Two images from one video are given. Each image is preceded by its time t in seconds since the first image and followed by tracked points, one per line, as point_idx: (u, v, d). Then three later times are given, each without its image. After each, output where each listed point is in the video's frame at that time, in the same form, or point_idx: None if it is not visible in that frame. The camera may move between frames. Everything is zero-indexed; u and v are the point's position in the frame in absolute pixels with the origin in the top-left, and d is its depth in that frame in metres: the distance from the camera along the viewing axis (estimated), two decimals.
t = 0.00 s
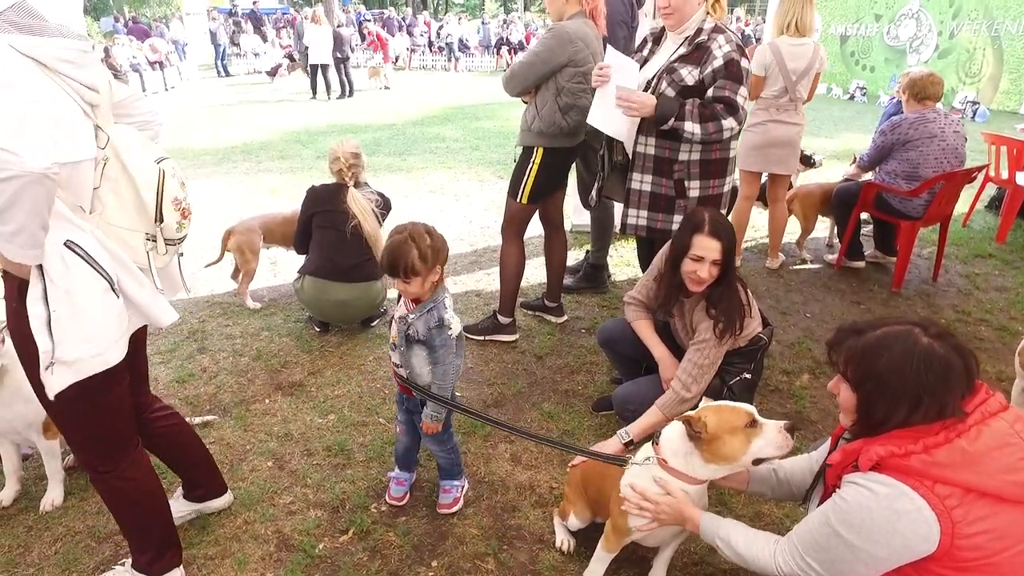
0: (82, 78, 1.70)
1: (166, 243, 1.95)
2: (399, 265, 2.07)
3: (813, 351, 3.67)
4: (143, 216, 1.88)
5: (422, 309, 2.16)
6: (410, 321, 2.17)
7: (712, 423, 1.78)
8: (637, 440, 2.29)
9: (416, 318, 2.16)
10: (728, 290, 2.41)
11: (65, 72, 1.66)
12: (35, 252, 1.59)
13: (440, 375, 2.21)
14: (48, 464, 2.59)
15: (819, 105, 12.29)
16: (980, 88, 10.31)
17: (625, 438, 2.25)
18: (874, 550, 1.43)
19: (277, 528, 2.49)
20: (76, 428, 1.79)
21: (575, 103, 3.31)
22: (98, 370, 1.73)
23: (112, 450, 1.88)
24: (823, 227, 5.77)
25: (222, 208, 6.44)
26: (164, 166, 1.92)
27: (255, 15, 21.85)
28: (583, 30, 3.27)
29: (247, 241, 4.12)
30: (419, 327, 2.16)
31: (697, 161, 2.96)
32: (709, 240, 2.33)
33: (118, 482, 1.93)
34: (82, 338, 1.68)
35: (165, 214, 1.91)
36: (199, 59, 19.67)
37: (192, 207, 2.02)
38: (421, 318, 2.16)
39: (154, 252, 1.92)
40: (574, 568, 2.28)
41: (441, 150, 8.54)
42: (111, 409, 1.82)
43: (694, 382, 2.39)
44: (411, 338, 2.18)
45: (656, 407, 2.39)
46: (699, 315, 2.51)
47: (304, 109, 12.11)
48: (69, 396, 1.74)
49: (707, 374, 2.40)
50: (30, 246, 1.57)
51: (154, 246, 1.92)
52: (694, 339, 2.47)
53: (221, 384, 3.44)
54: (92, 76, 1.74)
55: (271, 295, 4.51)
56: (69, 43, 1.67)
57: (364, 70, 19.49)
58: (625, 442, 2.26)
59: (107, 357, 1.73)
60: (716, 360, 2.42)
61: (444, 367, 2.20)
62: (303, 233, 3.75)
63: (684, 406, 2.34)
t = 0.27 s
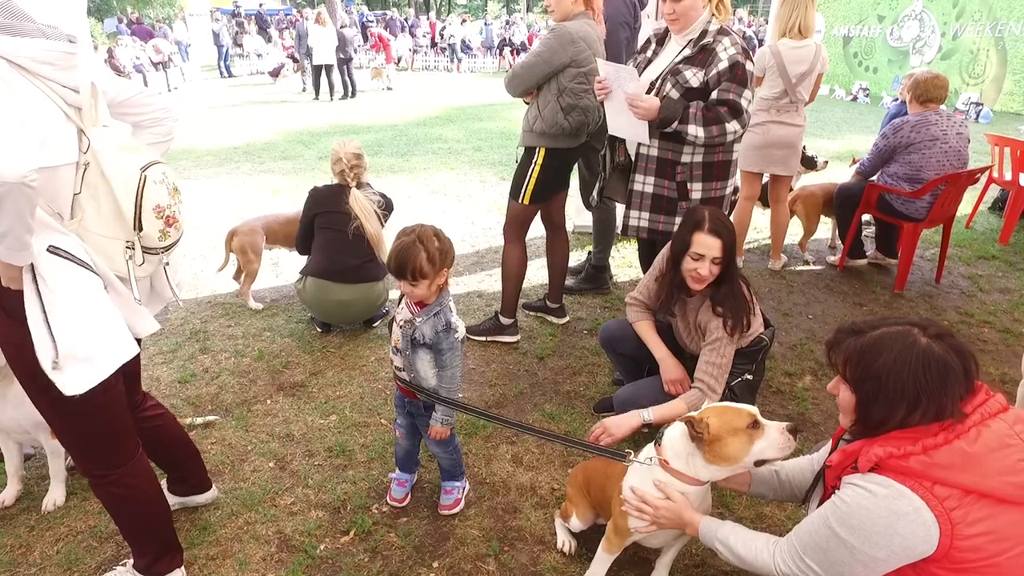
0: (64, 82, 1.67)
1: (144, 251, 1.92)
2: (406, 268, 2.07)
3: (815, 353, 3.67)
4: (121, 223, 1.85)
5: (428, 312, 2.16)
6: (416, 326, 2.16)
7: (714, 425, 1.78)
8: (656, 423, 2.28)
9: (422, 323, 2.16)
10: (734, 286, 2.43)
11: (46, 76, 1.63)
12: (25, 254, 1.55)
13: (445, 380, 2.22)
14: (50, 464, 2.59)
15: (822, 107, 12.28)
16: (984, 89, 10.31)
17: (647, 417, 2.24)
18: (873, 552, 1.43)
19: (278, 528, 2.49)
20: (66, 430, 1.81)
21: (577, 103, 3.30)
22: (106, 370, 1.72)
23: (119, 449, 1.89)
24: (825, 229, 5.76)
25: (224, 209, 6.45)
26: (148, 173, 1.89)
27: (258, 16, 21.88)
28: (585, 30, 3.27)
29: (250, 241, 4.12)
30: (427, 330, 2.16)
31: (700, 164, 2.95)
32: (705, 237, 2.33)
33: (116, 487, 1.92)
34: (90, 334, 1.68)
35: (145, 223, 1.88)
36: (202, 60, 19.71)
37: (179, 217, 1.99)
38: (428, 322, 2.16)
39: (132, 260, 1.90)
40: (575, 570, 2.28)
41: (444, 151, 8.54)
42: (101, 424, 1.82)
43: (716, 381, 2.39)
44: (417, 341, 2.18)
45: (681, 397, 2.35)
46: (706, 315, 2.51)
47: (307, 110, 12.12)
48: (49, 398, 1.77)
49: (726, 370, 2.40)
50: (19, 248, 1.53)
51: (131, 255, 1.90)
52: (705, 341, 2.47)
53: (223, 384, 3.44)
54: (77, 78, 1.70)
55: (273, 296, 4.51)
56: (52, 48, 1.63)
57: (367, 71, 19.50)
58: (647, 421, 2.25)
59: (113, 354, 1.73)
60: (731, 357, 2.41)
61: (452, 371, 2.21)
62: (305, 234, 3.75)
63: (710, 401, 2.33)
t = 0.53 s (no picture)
0: (74, 81, 1.62)
1: (147, 246, 1.96)
2: (409, 273, 2.06)
3: (817, 355, 3.66)
4: (125, 218, 1.88)
5: (432, 315, 2.16)
6: (420, 330, 2.17)
7: (715, 430, 1.76)
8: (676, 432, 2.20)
9: (426, 326, 2.16)
10: (734, 286, 2.43)
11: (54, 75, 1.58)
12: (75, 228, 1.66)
13: (450, 382, 2.21)
14: (52, 465, 2.60)
15: (824, 108, 12.27)
16: (987, 91, 10.30)
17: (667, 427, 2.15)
18: (874, 555, 1.42)
19: (280, 530, 2.49)
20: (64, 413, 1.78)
21: (579, 105, 3.30)
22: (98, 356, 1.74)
23: (116, 440, 1.88)
24: (827, 230, 5.76)
25: (226, 209, 6.46)
26: (152, 170, 1.93)
27: (260, 17, 21.92)
28: (587, 32, 3.28)
29: (252, 242, 4.12)
30: (429, 334, 2.17)
31: (701, 166, 2.95)
32: (705, 237, 2.34)
33: (115, 480, 1.92)
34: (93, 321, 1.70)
35: (148, 218, 1.91)
36: (205, 61, 19.74)
37: (179, 211, 2.03)
38: (432, 325, 2.16)
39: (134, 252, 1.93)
40: (577, 572, 2.27)
41: (446, 152, 8.55)
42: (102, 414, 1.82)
43: (727, 376, 2.35)
44: (421, 344, 2.19)
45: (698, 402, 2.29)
46: (709, 315, 2.50)
47: (309, 111, 12.13)
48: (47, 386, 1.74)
49: (736, 365, 2.38)
50: (72, 222, 1.65)
51: (134, 249, 1.93)
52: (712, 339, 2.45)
53: (225, 385, 3.44)
54: (86, 76, 1.65)
55: (275, 297, 4.51)
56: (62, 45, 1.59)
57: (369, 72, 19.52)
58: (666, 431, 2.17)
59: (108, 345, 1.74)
60: (740, 353, 2.39)
61: (456, 375, 2.21)
62: (307, 236, 3.75)
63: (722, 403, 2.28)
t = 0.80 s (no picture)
0: (85, 77, 1.67)
1: (165, 234, 2.00)
2: (412, 275, 2.07)
3: (820, 357, 3.66)
4: (142, 207, 1.92)
5: (440, 314, 2.16)
6: (430, 330, 2.16)
7: (713, 433, 1.77)
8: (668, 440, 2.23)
9: (436, 325, 2.16)
10: (736, 288, 2.42)
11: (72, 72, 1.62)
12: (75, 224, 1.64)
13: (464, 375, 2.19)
14: (55, 466, 2.60)
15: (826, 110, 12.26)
16: (990, 93, 10.30)
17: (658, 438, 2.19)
18: (880, 556, 1.41)
19: (282, 531, 2.50)
20: (75, 403, 1.81)
21: (582, 106, 3.31)
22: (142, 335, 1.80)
23: (116, 430, 1.90)
24: (830, 232, 5.75)
25: (228, 210, 6.46)
26: (163, 161, 1.96)
27: (263, 18, 21.95)
28: (589, 34, 3.28)
29: (252, 243, 4.13)
30: (440, 333, 2.16)
31: (702, 169, 2.95)
32: (710, 240, 2.33)
33: (122, 472, 1.95)
34: (126, 307, 1.75)
35: (163, 206, 1.94)
36: (207, 62, 19.78)
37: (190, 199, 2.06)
38: (441, 323, 2.16)
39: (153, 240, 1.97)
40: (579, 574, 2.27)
41: (448, 153, 8.55)
42: (112, 404, 1.86)
43: (718, 378, 2.35)
44: (432, 344, 2.18)
45: (685, 404, 2.34)
46: (710, 317, 2.50)
47: (311, 112, 12.15)
48: (61, 375, 1.77)
49: (730, 367, 2.38)
50: (70, 219, 1.61)
51: (151, 236, 1.97)
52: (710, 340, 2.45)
53: (228, 386, 3.45)
54: (95, 74, 1.70)
55: (277, 298, 4.52)
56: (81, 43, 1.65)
57: (371, 73, 19.54)
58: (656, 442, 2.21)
59: (149, 322, 1.82)
60: (736, 355, 2.40)
61: (475, 368, 2.20)
62: (311, 238, 3.76)
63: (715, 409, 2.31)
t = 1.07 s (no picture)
0: (96, 76, 1.72)
1: (177, 224, 2.01)
2: (414, 277, 2.07)
3: (822, 359, 3.65)
4: (155, 198, 1.93)
5: (448, 312, 2.17)
6: (439, 328, 2.17)
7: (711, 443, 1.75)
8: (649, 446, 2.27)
9: (446, 324, 2.16)
10: (735, 291, 2.42)
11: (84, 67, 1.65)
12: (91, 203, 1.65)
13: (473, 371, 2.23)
14: (57, 466, 2.60)
15: (828, 111, 12.26)
16: (992, 94, 10.30)
17: (640, 445, 2.23)
18: (887, 549, 1.37)
19: (283, 531, 2.50)
20: (95, 400, 1.84)
21: (584, 108, 3.31)
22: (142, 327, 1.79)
23: (123, 421, 1.91)
24: (832, 234, 5.74)
25: (231, 211, 6.47)
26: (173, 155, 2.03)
27: (265, 19, 22.00)
28: (592, 35, 3.28)
29: (253, 244, 4.13)
30: (450, 331, 2.17)
31: (706, 171, 2.94)
32: (709, 243, 2.33)
33: (133, 465, 1.97)
34: (132, 298, 1.75)
35: (175, 197, 1.98)
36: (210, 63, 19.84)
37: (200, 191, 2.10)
38: (451, 322, 2.17)
39: (167, 232, 1.97)
40: None
41: (450, 154, 8.56)
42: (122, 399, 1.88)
43: (705, 382, 2.36)
44: (441, 343, 2.18)
45: (670, 409, 2.37)
46: (707, 318, 2.50)
47: (313, 113, 12.17)
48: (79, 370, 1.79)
49: (720, 372, 2.38)
50: (86, 198, 1.63)
51: (165, 228, 1.97)
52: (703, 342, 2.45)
53: (229, 386, 3.45)
54: (103, 72, 1.74)
55: (278, 298, 4.52)
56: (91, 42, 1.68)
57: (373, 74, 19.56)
58: (640, 448, 2.24)
59: (153, 315, 1.81)
60: (726, 359, 2.39)
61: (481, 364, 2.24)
62: (312, 238, 3.76)
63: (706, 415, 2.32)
